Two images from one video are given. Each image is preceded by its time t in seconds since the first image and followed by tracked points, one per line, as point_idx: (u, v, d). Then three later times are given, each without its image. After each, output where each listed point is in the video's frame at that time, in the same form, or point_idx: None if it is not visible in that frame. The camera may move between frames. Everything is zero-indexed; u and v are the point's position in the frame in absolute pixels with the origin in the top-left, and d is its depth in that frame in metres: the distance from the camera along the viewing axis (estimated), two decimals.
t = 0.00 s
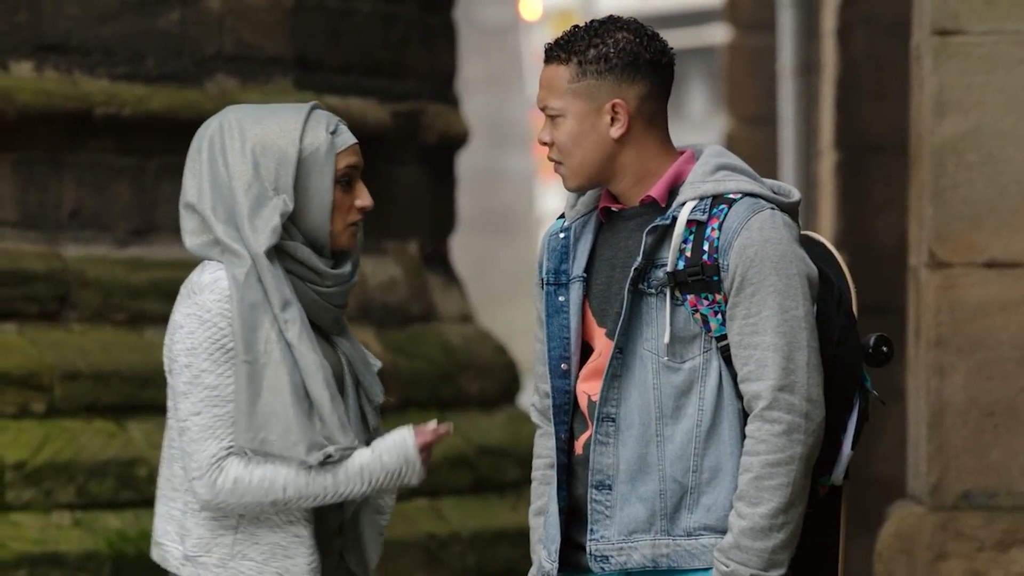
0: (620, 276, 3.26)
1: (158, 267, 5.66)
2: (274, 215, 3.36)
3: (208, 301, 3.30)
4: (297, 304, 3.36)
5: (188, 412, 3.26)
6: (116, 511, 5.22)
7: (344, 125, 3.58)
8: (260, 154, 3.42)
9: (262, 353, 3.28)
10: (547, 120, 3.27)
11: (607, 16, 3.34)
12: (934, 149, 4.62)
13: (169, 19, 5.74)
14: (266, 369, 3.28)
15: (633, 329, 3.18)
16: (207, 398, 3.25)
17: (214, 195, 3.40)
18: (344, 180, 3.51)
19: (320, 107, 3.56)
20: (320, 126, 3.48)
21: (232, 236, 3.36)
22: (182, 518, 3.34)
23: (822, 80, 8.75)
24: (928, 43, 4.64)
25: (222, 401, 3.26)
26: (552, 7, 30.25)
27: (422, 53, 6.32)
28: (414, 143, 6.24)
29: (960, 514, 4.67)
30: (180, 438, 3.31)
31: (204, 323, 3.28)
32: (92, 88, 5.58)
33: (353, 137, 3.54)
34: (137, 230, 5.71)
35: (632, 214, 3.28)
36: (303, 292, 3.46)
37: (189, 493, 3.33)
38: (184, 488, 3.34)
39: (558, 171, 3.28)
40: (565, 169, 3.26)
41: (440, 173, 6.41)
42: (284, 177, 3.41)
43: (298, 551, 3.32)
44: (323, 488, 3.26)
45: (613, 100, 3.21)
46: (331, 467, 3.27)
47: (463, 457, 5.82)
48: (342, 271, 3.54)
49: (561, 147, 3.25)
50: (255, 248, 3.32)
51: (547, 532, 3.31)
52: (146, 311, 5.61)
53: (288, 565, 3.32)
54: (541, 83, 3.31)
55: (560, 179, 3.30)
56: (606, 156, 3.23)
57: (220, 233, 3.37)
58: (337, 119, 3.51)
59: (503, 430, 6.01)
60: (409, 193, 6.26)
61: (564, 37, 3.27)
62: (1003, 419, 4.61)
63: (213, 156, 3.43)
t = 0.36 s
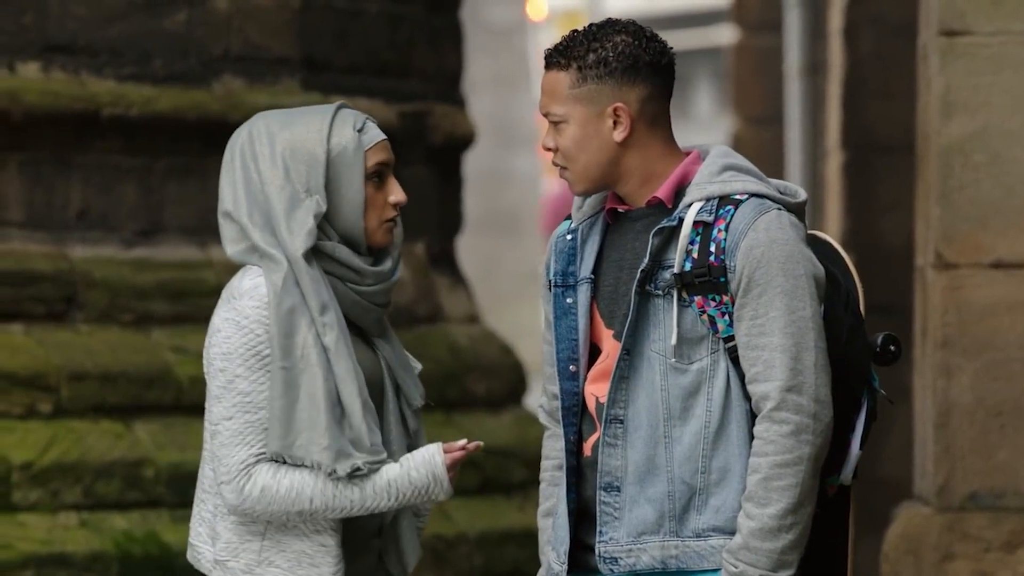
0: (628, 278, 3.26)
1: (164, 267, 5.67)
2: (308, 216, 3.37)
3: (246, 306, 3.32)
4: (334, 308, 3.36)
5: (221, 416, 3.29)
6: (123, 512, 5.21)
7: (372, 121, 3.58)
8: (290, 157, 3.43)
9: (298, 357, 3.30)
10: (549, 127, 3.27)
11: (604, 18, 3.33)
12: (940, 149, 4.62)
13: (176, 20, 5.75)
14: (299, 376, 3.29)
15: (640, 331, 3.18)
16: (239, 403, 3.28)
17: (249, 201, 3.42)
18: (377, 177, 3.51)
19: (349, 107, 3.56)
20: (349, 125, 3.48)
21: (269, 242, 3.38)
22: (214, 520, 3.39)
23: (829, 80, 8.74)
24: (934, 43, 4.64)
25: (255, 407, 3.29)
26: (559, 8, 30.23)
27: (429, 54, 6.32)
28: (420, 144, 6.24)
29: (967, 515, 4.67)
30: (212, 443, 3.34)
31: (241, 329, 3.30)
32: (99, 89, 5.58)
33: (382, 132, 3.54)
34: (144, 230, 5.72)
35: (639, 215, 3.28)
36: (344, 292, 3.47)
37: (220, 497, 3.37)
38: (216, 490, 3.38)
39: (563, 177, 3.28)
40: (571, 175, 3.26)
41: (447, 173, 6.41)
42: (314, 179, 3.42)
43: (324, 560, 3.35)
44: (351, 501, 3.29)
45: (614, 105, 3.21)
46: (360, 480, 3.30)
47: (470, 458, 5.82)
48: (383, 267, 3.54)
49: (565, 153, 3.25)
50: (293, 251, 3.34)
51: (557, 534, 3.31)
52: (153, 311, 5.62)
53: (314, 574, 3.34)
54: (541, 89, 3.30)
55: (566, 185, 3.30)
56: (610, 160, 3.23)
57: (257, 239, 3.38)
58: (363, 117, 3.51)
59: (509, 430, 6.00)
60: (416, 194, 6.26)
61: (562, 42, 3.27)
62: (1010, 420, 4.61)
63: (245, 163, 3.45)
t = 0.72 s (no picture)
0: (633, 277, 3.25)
1: (168, 266, 5.67)
2: (320, 217, 3.36)
3: (257, 310, 3.32)
4: (345, 308, 3.36)
5: (234, 420, 3.30)
6: (126, 511, 5.21)
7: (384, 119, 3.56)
8: (301, 157, 3.42)
9: (309, 359, 3.30)
10: (553, 127, 3.27)
11: (604, 18, 3.33)
12: (944, 149, 4.61)
13: (179, 19, 5.75)
14: (310, 378, 3.30)
15: (644, 330, 3.17)
16: (252, 407, 3.29)
17: (262, 202, 3.41)
18: (388, 175, 3.49)
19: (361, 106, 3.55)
20: (360, 124, 3.46)
21: (282, 244, 3.37)
22: (230, 522, 3.40)
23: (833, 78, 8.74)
24: (939, 42, 4.63)
25: (268, 410, 3.29)
26: (562, 6, 30.20)
27: (432, 52, 6.32)
28: (424, 143, 6.23)
29: (972, 514, 4.67)
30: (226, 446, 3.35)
31: (252, 332, 3.31)
32: (102, 88, 5.58)
33: (394, 131, 3.52)
34: (148, 229, 5.73)
35: (643, 214, 3.28)
36: (354, 291, 3.46)
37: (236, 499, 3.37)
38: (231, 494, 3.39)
39: (568, 177, 3.28)
40: (575, 175, 3.26)
41: (451, 171, 6.41)
42: (325, 179, 3.41)
43: (337, 562, 3.35)
44: (365, 504, 3.29)
45: (616, 104, 3.21)
46: (374, 483, 3.30)
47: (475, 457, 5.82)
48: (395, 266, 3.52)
49: (569, 154, 3.24)
50: (303, 252, 3.34)
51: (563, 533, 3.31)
52: (157, 311, 5.61)
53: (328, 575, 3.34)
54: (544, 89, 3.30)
55: (570, 185, 3.30)
56: (614, 160, 3.23)
57: (269, 241, 3.37)
58: (375, 115, 3.49)
59: (514, 429, 6.00)
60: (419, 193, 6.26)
61: (564, 42, 3.27)
62: (1014, 419, 4.61)
63: (256, 163, 3.44)
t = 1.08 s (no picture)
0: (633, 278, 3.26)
1: (170, 267, 5.67)
2: (320, 222, 3.35)
3: (254, 313, 3.33)
4: (342, 312, 3.35)
5: (234, 423, 3.31)
6: (127, 511, 5.22)
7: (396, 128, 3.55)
8: (309, 161, 3.41)
9: (306, 364, 3.29)
10: (554, 127, 3.27)
11: (606, 18, 3.33)
12: (945, 149, 4.61)
13: (180, 19, 5.75)
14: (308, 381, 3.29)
15: (644, 331, 3.17)
16: (251, 410, 3.29)
17: (267, 199, 3.40)
18: (394, 185, 3.48)
19: (375, 113, 3.54)
20: (369, 132, 3.46)
21: (282, 244, 3.36)
22: (231, 524, 3.41)
23: (835, 78, 8.74)
24: (940, 42, 4.63)
25: (266, 412, 3.29)
26: (564, 7, 30.19)
27: (434, 52, 6.32)
28: (426, 143, 6.24)
29: (973, 514, 4.67)
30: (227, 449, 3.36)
31: (250, 336, 3.31)
32: (104, 88, 5.59)
33: (405, 141, 3.51)
34: (150, 229, 5.73)
35: (644, 215, 3.28)
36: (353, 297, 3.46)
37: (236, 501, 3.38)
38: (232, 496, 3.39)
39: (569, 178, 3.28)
40: (576, 175, 3.26)
41: (452, 171, 6.41)
42: (331, 184, 3.41)
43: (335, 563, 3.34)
44: (361, 482, 3.29)
45: (618, 104, 3.21)
46: (369, 459, 3.31)
47: (476, 457, 5.82)
48: (394, 275, 3.52)
49: (569, 154, 3.25)
50: (300, 256, 3.33)
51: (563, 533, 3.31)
52: (158, 311, 5.62)
53: None
54: (546, 89, 3.30)
55: (572, 184, 3.30)
56: (615, 160, 3.23)
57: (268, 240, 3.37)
58: (386, 124, 3.49)
59: (515, 429, 6.00)
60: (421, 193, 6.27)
61: (565, 42, 3.27)
62: (1015, 420, 4.61)
63: (264, 162, 3.43)
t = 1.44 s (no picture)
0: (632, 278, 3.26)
1: (171, 267, 5.68)
2: (327, 224, 3.29)
3: (255, 313, 3.23)
4: (346, 314, 3.29)
5: (228, 423, 3.23)
6: (128, 511, 5.22)
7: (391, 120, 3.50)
8: (310, 162, 3.35)
9: (307, 365, 3.23)
10: (554, 126, 3.27)
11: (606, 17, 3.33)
12: (946, 149, 4.61)
13: (182, 19, 5.76)
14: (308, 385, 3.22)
15: (643, 331, 3.18)
16: (246, 411, 3.21)
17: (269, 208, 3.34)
18: (397, 179, 3.43)
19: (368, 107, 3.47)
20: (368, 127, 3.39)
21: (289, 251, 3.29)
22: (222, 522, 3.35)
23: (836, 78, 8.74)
24: (941, 42, 4.63)
25: (261, 414, 3.22)
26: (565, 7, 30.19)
27: (434, 52, 6.32)
28: (427, 143, 6.24)
29: (974, 515, 4.66)
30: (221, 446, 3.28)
31: (249, 336, 3.22)
32: (105, 89, 5.59)
33: (402, 133, 3.46)
34: (151, 229, 5.73)
35: (643, 215, 3.28)
36: (359, 298, 3.42)
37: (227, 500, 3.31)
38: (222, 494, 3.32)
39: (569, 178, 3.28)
40: (577, 174, 3.26)
41: (452, 172, 6.41)
42: (335, 184, 3.34)
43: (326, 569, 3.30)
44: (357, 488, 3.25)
45: (619, 103, 3.21)
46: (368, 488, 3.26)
47: (476, 457, 5.82)
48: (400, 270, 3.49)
49: (570, 153, 3.25)
50: (311, 259, 3.25)
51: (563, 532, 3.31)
52: (160, 311, 5.62)
53: None
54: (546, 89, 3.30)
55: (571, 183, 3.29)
56: (616, 158, 3.23)
57: (276, 248, 3.30)
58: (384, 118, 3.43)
59: (516, 429, 6.00)
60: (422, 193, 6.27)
61: (565, 41, 3.27)
62: (1017, 420, 4.60)
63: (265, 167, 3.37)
